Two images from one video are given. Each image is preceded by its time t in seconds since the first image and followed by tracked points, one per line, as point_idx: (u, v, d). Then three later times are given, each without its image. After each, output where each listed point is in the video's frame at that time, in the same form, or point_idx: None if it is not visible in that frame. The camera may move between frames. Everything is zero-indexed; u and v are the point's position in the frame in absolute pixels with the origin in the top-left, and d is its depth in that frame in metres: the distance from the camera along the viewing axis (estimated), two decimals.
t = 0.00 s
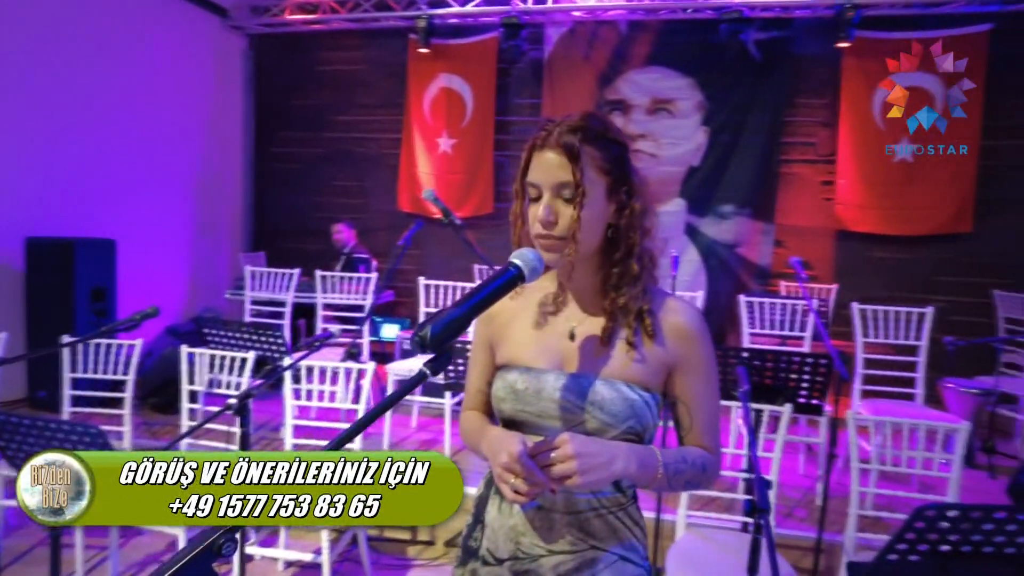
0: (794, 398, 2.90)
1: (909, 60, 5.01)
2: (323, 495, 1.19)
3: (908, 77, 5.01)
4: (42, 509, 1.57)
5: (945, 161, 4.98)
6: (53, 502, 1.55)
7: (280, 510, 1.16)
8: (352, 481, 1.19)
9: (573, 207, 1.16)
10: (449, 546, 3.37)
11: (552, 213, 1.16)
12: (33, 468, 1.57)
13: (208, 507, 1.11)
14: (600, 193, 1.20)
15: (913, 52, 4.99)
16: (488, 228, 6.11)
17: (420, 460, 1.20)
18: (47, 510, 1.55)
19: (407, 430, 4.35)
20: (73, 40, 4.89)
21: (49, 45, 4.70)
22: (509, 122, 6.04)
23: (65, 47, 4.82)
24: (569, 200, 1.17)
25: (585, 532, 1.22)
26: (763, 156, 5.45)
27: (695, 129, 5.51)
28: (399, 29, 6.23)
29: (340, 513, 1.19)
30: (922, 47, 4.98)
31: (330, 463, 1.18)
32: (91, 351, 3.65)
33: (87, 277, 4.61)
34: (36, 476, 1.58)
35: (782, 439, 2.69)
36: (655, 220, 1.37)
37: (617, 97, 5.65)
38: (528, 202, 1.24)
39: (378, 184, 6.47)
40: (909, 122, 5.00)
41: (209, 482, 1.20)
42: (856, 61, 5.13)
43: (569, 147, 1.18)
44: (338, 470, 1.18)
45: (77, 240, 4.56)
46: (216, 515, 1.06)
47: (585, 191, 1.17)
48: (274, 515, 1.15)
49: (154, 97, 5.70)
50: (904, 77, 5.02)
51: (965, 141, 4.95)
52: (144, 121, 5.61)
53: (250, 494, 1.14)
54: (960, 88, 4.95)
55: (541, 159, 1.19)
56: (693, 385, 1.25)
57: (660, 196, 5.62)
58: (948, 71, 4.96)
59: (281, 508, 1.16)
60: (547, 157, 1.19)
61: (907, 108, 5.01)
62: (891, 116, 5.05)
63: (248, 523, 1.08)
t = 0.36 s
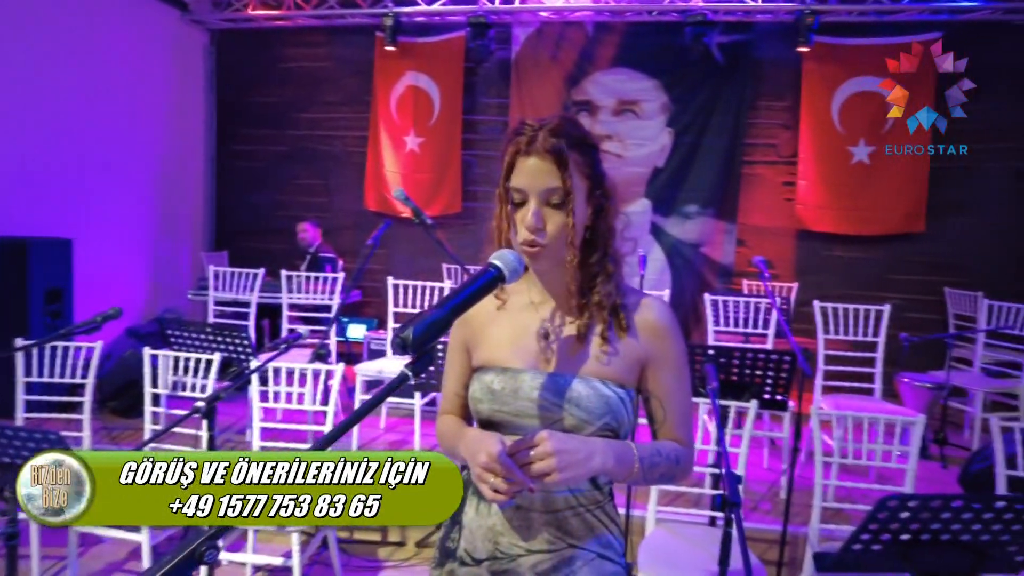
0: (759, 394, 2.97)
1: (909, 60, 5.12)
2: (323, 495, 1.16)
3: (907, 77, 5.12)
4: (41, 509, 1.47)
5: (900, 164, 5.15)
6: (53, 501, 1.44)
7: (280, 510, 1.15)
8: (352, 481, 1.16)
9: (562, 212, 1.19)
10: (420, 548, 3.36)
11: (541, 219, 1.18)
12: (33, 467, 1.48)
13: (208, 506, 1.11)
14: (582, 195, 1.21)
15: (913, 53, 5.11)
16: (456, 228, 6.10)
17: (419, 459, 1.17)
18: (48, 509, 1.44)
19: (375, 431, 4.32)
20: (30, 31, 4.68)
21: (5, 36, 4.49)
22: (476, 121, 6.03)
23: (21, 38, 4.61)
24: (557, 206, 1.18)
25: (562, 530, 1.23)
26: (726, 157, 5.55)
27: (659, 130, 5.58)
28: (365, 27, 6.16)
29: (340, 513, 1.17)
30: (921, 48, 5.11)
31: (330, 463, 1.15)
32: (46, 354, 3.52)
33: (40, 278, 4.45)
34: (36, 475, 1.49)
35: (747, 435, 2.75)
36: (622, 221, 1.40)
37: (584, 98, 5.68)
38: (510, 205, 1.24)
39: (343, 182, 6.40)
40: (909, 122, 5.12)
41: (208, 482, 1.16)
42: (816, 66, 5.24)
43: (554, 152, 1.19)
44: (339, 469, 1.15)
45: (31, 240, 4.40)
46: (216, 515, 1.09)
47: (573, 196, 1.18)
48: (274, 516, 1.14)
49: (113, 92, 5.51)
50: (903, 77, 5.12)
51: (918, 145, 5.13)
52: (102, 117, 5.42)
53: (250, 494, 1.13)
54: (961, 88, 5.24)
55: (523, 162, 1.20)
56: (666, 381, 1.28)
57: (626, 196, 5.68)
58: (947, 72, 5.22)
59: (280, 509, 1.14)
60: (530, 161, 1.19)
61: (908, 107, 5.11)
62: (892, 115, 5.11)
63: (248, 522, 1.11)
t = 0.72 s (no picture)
0: (736, 389, 2.99)
1: (909, 59, 5.24)
2: (324, 494, 1.01)
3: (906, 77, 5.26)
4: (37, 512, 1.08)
5: (871, 162, 5.23)
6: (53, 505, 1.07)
7: (280, 511, 1.00)
8: (351, 482, 1.00)
9: (544, 204, 1.14)
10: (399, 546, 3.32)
11: (524, 210, 1.14)
12: (30, 466, 1.08)
13: (208, 506, 0.99)
14: (564, 186, 1.18)
15: (913, 53, 5.24)
16: (431, 223, 6.04)
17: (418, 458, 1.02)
18: (44, 513, 1.06)
19: (351, 429, 4.26)
20: None
21: None
22: (452, 116, 5.98)
23: None
24: (540, 196, 1.14)
25: (545, 527, 1.20)
26: (701, 153, 5.57)
27: (635, 126, 5.59)
28: (338, 19, 6.06)
29: (340, 514, 1.01)
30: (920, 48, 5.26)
31: (330, 463, 0.99)
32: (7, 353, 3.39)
33: None
34: (34, 473, 1.08)
35: (724, 430, 2.75)
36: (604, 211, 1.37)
37: (560, 93, 5.66)
38: (491, 196, 1.20)
39: (316, 177, 6.30)
40: (910, 122, 5.34)
41: (208, 481, 1.00)
42: (789, 64, 5.30)
43: (536, 142, 1.15)
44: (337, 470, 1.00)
45: None
46: (217, 516, 0.98)
47: (555, 188, 1.14)
48: (273, 517, 1.00)
49: (80, 83, 5.33)
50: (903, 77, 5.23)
51: (889, 142, 5.21)
52: (69, 109, 5.25)
53: (249, 494, 0.99)
54: (962, 88, 5.32)
55: (503, 152, 1.16)
56: (648, 374, 1.26)
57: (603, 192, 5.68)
58: (947, 72, 5.32)
59: (280, 509, 1.00)
60: (511, 151, 1.15)
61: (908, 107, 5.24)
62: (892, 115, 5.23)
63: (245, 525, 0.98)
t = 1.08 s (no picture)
0: (719, 383, 2.98)
1: (909, 60, 5.37)
2: (324, 494, 1.05)
3: (906, 77, 5.39)
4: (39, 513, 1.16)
5: (852, 157, 5.27)
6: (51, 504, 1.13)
7: (280, 511, 1.03)
8: (352, 481, 1.04)
9: (525, 187, 1.11)
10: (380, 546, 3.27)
11: (504, 194, 1.10)
12: (31, 466, 1.16)
13: (208, 506, 1.03)
14: (547, 172, 1.14)
15: (913, 53, 5.36)
16: (413, 219, 5.99)
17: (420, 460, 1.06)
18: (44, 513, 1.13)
19: (332, 428, 4.20)
20: None
21: None
22: (434, 111, 5.92)
23: None
24: (520, 180, 1.11)
25: (526, 525, 1.17)
26: (684, 149, 5.57)
27: (618, 122, 5.58)
28: (317, 12, 5.97)
29: (340, 514, 1.05)
30: (921, 48, 5.35)
31: (330, 463, 1.04)
32: None
33: None
34: (35, 474, 1.16)
35: (706, 427, 2.74)
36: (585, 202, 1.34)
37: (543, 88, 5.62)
38: (471, 183, 1.16)
39: (296, 172, 6.22)
40: (909, 122, 5.41)
41: (208, 481, 1.03)
42: (771, 58, 5.31)
43: (517, 124, 1.11)
44: (337, 469, 1.04)
45: None
46: (216, 515, 1.02)
47: (536, 171, 1.11)
48: (273, 517, 1.03)
49: (51, 76, 5.19)
50: (903, 77, 5.38)
51: (870, 138, 5.25)
52: (41, 103, 5.11)
53: (250, 494, 1.02)
54: (963, 88, 5.34)
55: (484, 137, 1.12)
56: (630, 367, 1.23)
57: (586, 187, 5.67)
58: (948, 72, 5.36)
59: (281, 509, 1.03)
60: (491, 134, 1.12)
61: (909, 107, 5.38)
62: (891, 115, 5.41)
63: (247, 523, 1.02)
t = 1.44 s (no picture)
0: (702, 379, 2.99)
1: (909, 60, 5.41)
2: (324, 495, 1.12)
3: (906, 78, 5.43)
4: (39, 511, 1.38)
5: (838, 156, 5.30)
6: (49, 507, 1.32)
7: (280, 510, 1.13)
8: (352, 481, 1.10)
9: (492, 185, 1.11)
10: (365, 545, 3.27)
11: (471, 193, 1.10)
12: (33, 469, 1.38)
13: (208, 505, 1.14)
14: (516, 172, 1.15)
15: (913, 53, 5.39)
16: (402, 218, 5.98)
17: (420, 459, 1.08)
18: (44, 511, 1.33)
19: (319, 428, 4.19)
20: None
21: None
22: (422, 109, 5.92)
23: None
24: (487, 179, 1.11)
25: (496, 522, 1.18)
26: (671, 148, 5.59)
27: (606, 121, 5.60)
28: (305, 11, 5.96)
29: (341, 513, 1.12)
30: (921, 48, 5.38)
31: (331, 463, 1.10)
32: None
33: None
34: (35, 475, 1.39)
35: (690, 422, 2.75)
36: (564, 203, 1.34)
37: (532, 87, 5.62)
38: (441, 182, 1.17)
39: (284, 171, 6.20)
40: (909, 122, 5.44)
41: (207, 481, 1.13)
42: (758, 57, 5.33)
43: (481, 124, 1.14)
44: (338, 469, 1.10)
45: None
46: (218, 514, 1.12)
47: (503, 170, 1.12)
48: (274, 515, 1.13)
49: (36, 74, 5.15)
50: (903, 77, 5.42)
51: (856, 137, 5.28)
52: (26, 101, 5.07)
53: (249, 494, 1.12)
54: (962, 88, 5.37)
55: (452, 137, 1.13)
56: (603, 368, 1.23)
57: (574, 186, 5.68)
58: (947, 72, 5.38)
59: (281, 508, 1.13)
60: (458, 135, 1.13)
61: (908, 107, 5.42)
62: (891, 115, 5.44)
63: (247, 522, 1.12)
